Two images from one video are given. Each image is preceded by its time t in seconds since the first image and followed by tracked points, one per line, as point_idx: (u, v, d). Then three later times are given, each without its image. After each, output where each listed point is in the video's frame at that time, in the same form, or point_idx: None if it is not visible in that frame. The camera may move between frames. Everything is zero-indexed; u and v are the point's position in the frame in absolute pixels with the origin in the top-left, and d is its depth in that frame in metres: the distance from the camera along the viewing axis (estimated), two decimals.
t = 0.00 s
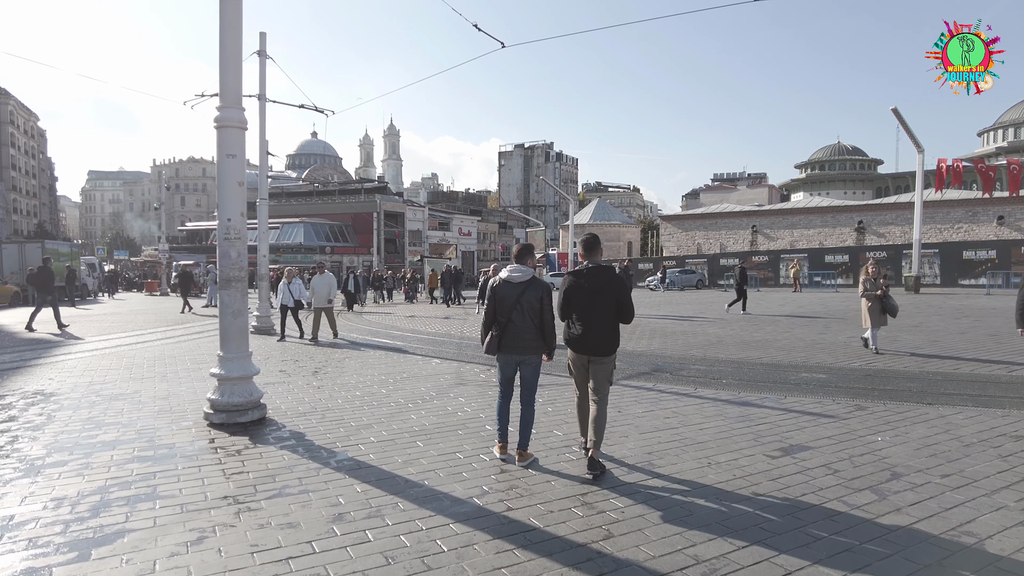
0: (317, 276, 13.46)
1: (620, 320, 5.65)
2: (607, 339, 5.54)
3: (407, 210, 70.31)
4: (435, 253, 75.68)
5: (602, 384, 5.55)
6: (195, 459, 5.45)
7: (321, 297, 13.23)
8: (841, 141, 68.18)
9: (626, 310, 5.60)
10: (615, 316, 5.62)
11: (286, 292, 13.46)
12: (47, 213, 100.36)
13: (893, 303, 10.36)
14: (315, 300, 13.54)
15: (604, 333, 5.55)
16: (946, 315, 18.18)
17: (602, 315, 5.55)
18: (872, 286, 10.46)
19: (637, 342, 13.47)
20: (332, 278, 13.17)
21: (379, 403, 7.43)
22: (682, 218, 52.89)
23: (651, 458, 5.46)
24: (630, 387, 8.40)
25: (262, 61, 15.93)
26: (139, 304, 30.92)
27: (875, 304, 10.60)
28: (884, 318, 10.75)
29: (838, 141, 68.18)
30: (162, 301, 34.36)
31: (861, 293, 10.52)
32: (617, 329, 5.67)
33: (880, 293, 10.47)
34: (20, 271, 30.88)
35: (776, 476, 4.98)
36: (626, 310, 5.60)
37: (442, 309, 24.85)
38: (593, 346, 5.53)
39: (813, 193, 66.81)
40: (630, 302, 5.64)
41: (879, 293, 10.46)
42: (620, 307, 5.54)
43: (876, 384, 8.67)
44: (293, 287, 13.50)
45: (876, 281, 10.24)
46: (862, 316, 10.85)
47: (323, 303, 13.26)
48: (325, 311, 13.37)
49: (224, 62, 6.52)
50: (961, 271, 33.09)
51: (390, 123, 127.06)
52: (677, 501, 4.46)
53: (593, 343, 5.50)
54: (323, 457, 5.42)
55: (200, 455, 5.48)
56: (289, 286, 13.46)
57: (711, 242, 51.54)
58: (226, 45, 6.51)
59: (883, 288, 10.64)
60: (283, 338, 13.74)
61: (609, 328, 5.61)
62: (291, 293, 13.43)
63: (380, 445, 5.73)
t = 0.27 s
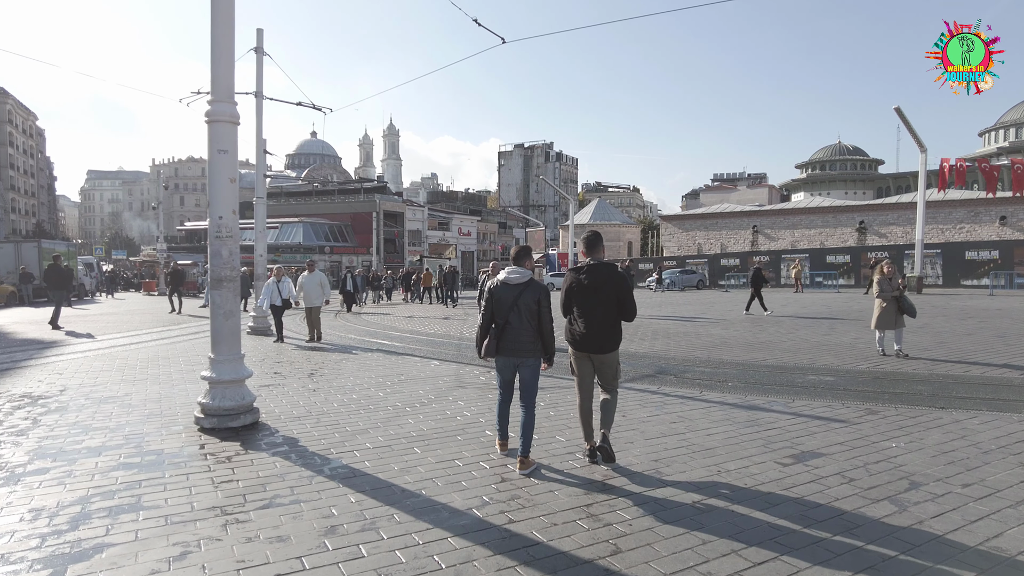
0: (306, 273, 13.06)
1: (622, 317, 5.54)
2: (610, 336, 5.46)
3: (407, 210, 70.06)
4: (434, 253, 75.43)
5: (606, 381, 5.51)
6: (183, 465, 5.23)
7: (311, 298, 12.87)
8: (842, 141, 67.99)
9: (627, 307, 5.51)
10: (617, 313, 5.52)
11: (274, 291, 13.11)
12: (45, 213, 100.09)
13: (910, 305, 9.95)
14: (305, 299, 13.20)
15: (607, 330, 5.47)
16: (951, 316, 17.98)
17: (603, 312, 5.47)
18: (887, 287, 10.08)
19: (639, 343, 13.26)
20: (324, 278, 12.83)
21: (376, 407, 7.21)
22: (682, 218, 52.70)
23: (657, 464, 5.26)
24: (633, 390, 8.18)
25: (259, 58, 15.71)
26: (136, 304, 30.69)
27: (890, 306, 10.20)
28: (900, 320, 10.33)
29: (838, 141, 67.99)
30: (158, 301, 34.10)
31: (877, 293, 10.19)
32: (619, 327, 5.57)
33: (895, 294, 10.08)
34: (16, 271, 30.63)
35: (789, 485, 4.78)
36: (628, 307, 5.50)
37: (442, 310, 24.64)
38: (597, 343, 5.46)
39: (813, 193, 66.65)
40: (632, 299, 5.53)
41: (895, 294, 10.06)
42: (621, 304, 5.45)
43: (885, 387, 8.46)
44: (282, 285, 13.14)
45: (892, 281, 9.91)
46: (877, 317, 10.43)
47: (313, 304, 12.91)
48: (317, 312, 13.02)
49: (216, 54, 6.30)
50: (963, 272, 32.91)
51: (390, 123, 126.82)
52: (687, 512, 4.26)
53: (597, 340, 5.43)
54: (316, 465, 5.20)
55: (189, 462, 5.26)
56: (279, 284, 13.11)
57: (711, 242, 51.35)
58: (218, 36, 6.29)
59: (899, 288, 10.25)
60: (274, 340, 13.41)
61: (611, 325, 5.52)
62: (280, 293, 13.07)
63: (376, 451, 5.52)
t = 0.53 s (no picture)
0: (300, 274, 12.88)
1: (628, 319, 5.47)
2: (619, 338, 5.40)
3: (406, 209, 69.82)
4: (434, 252, 75.20)
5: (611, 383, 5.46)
6: (173, 474, 5.04)
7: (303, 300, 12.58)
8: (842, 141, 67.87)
9: (635, 308, 5.45)
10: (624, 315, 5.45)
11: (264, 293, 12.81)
12: (44, 212, 99.93)
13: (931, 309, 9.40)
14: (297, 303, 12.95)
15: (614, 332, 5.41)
16: (956, 318, 17.80)
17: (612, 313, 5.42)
18: (907, 292, 9.62)
19: (642, 345, 13.07)
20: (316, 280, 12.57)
21: (373, 413, 7.01)
22: (683, 218, 52.52)
23: (665, 475, 5.07)
24: (637, 395, 8.00)
25: (256, 55, 15.53)
26: (134, 304, 30.49)
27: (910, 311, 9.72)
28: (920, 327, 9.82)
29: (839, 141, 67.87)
30: (156, 301, 33.85)
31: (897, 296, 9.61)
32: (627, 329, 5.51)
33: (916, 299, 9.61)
34: (12, 270, 30.41)
35: (803, 498, 4.59)
36: (636, 308, 5.45)
37: (441, 310, 24.45)
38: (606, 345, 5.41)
39: (814, 194, 66.51)
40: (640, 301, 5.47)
41: (915, 299, 9.58)
42: (630, 304, 5.39)
43: (895, 392, 8.25)
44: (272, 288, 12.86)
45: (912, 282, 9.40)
46: (895, 323, 9.82)
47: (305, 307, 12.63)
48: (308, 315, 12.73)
49: (208, 49, 6.10)
50: (965, 273, 32.74)
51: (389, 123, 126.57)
52: (698, 528, 4.07)
53: (605, 341, 5.38)
54: (312, 475, 5.00)
55: (178, 471, 5.06)
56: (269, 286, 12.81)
57: (712, 243, 51.17)
58: (211, 31, 6.09)
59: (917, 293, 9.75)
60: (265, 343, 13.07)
61: (619, 327, 5.46)
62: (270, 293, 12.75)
63: (374, 460, 5.33)
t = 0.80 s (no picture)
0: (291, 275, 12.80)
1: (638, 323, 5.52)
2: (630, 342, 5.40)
3: (405, 209, 69.65)
4: (433, 252, 75.01)
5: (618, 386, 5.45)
6: (161, 482, 4.86)
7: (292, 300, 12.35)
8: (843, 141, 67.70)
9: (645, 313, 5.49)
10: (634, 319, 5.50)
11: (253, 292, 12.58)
12: (43, 212, 99.71)
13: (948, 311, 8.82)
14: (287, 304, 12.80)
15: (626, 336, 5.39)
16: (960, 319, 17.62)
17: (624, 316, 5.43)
18: (922, 292, 9.12)
19: (644, 347, 12.90)
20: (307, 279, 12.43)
21: (370, 418, 6.82)
22: (683, 218, 52.38)
23: (672, 483, 4.90)
24: (641, 398, 7.83)
25: (254, 52, 15.37)
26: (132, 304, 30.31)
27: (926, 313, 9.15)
28: (937, 328, 9.23)
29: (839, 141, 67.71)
30: (153, 301, 33.65)
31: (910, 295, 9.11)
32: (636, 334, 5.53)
33: (932, 299, 9.04)
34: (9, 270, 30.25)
35: (816, 508, 4.41)
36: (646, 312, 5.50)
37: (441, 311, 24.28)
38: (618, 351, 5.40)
39: (814, 194, 66.35)
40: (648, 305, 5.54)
41: (930, 300, 9.03)
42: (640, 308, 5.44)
43: (904, 395, 8.07)
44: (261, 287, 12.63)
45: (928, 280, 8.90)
46: (909, 325, 9.28)
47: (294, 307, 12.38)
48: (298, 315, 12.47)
49: (200, 42, 5.91)
50: (966, 273, 32.57)
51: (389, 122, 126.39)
52: (707, 541, 3.90)
53: (615, 343, 5.39)
54: (305, 484, 4.83)
55: (167, 479, 4.89)
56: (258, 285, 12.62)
57: (712, 243, 51.02)
58: (204, 25, 5.91)
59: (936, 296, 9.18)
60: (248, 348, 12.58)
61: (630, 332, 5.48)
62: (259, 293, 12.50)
63: (370, 468, 5.16)
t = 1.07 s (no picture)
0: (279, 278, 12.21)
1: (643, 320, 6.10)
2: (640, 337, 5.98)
3: (404, 209, 69.43)
4: (432, 252, 74.78)
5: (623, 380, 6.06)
6: (144, 491, 4.65)
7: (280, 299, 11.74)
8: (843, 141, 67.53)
9: (651, 310, 6.12)
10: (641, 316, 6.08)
11: (239, 294, 12.05)
12: (42, 212, 99.57)
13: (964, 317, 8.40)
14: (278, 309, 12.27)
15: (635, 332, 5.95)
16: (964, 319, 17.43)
17: (634, 313, 5.97)
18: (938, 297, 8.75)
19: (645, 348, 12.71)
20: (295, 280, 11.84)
21: (364, 423, 6.62)
22: (683, 218, 52.21)
23: (678, 491, 4.71)
24: (644, 401, 7.64)
25: (249, 50, 15.18)
26: (129, 304, 30.09)
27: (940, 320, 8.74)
28: (948, 338, 8.80)
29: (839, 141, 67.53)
30: (150, 301, 33.42)
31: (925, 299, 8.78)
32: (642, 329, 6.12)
33: (947, 306, 8.64)
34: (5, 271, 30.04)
35: (831, 519, 4.21)
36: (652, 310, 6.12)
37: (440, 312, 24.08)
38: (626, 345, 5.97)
39: (814, 193, 66.18)
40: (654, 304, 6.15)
41: (946, 306, 8.63)
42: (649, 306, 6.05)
43: (913, 398, 7.88)
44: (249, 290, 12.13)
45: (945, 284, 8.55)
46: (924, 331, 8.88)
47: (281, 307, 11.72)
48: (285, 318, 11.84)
49: (189, 34, 5.69)
50: (968, 273, 32.39)
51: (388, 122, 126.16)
52: (718, 555, 3.69)
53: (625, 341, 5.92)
54: (295, 494, 4.61)
55: (150, 488, 4.67)
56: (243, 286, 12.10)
57: (712, 243, 50.85)
58: (191, 16, 5.68)
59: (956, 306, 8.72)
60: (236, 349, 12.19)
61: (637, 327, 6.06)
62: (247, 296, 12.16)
63: (364, 476, 4.96)
